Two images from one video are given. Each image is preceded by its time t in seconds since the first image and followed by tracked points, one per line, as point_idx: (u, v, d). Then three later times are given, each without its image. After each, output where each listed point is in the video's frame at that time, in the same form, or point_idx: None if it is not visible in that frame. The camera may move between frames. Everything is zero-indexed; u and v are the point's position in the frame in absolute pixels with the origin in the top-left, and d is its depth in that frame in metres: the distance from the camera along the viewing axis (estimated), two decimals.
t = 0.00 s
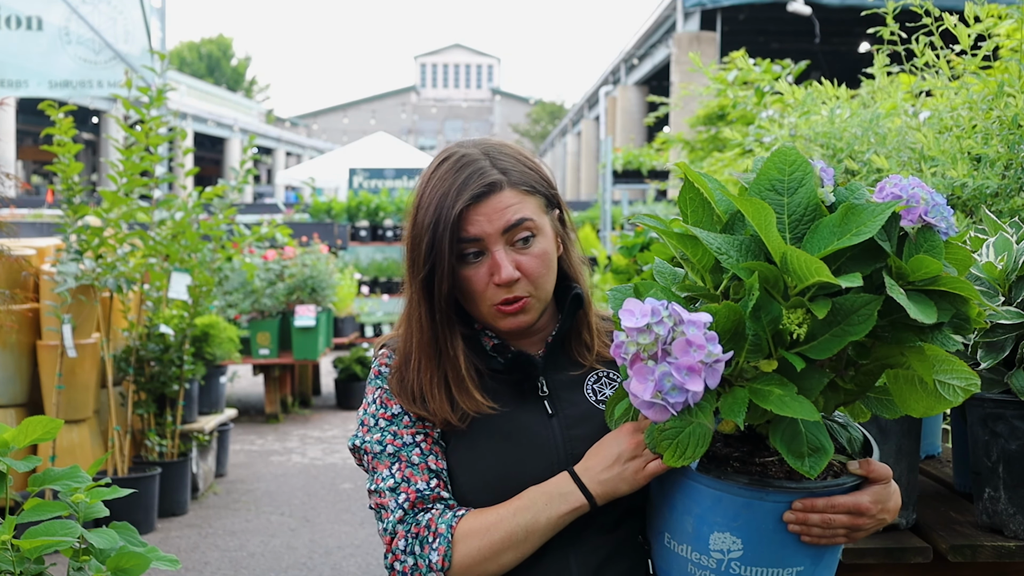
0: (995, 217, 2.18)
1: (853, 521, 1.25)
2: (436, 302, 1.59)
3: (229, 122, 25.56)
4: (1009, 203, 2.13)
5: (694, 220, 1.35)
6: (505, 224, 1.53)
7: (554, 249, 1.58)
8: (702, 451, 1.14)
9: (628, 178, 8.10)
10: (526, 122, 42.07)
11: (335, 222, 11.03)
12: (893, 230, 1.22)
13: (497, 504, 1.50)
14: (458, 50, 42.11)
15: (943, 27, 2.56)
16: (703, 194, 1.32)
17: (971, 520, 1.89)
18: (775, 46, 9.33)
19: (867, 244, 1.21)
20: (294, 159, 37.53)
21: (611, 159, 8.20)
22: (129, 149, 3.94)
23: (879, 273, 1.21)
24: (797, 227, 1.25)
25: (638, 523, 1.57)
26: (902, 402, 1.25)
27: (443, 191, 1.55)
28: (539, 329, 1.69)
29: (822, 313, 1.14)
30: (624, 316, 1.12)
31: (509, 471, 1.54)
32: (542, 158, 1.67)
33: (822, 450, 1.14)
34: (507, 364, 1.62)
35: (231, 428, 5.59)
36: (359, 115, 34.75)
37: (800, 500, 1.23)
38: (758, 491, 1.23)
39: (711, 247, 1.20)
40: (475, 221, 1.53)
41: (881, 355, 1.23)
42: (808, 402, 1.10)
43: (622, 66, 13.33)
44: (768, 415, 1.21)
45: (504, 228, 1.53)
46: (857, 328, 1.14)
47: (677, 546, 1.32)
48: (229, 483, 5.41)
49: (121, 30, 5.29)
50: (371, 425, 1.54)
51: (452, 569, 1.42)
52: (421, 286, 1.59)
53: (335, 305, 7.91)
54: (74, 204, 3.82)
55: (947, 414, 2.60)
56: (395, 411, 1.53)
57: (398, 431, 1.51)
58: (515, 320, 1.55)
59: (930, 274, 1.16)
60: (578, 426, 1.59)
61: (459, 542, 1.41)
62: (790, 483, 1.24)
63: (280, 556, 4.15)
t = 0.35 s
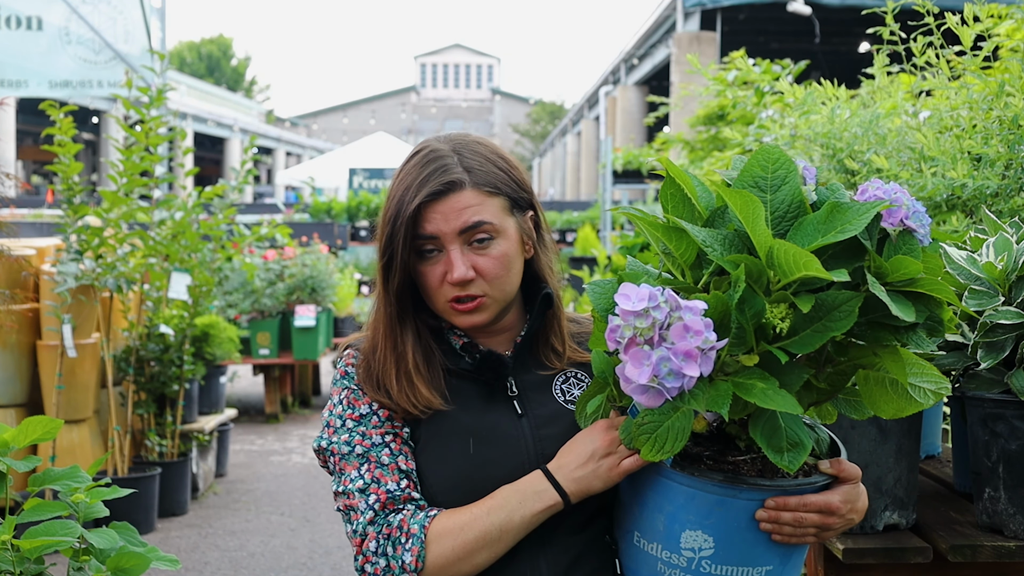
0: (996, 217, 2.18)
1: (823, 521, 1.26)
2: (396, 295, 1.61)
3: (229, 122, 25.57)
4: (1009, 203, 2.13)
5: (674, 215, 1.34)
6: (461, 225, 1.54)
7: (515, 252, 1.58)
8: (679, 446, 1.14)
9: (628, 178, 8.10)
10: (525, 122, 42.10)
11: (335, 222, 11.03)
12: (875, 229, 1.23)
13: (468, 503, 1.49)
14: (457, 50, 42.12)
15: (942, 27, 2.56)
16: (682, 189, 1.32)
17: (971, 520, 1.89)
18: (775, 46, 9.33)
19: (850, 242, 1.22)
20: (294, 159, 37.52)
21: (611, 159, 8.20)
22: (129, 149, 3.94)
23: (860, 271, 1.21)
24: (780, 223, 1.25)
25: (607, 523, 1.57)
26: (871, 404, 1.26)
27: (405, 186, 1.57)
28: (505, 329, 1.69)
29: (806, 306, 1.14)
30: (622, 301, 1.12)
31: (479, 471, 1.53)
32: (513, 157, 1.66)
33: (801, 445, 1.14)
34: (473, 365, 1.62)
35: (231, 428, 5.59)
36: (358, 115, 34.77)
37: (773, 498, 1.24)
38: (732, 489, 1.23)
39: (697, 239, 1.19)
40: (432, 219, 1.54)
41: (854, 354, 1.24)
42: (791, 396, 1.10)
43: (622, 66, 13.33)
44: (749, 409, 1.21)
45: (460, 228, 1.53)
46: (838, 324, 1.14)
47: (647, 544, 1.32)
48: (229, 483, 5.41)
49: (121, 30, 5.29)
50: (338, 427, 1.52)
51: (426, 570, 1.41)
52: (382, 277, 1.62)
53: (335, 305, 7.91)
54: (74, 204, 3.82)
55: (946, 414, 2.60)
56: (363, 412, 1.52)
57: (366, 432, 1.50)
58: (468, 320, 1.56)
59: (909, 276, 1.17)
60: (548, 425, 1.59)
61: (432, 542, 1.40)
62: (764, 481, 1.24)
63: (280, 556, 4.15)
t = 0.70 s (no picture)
0: (996, 217, 2.18)
1: (804, 524, 1.26)
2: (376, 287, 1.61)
3: (229, 122, 25.57)
4: (1009, 203, 2.13)
5: (651, 217, 1.35)
6: (444, 216, 1.55)
7: (496, 246, 1.59)
8: (657, 450, 1.16)
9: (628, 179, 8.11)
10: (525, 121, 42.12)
11: (336, 222, 11.04)
12: (851, 229, 1.23)
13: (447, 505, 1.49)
14: (457, 49, 42.20)
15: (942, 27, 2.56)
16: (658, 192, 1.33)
17: (971, 520, 1.89)
18: (775, 46, 9.34)
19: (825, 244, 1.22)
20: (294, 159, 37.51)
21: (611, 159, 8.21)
22: (129, 149, 3.94)
23: (838, 272, 1.21)
24: (755, 225, 1.25)
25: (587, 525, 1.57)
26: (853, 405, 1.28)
27: (388, 178, 1.58)
28: (483, 329, 1.70)
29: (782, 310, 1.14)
30: (588, 301, 1.12)
31: (456, 473, 1.53)
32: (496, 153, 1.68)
33: (778, 450, 1.14)
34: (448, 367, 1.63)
35: (231, 428, 5.59)
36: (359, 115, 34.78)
37: (753, 501, 1.24)
38: (711, 493, 1.23)
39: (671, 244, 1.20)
40: (414, 209, 1.56)
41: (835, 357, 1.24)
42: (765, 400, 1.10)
43: (623, 66, 13.33)
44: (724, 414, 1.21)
45: (442, 219, 1.55)
46: (815, 326, 1.15)
47: (627, 548, 1.32)
48: (229, 483, 5.41)
49: (121, 30, 5.29)
50: (315, 430, 1.51)
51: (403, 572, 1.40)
52: (362, 270, 1.63)
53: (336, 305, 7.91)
54: (74, 204, 3.82)
55: (946, 414, 2.60)
56: (340, 414, 1.51)
57: (343, 434, 1.49)
58: (447, 314, 1.56)
59: (888, 277, 1.16)
60: (528, 428, 1.59)
61: (409, 546, 1.40)
62: (743, 485, 1.24)
63: (280, 556, 4.15)
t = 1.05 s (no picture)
0: (996, 217, 2.18)
1: (815, 527, 1.25)
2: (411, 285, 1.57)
3: (228, 123, 25.58)
4: (1009, 203, 2.13)
5: (660, 214, 1.35)
6: (481, 204, 1.54)
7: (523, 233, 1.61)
8: (664, 448, 1.16)
9: (628, 178, 8.12)
10: (525, 121, 42.15)
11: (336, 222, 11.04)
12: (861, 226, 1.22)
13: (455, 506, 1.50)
14: (457, 50, 42.23)
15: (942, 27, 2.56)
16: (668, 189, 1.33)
17: (971, 520, 1.89)
18: (775, 46, 9.34)
19: (835, 241, 1.22)
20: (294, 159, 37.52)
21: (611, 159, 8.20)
22: (129, 149, 3.94)
23: (847, 269, 1.21)
24: (764, 222, 1.25)
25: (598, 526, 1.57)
26: (866, 406, 1.27)
27: (417, 172, 1.55)
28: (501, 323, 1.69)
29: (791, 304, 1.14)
30: (600, 289, 1.13)
31: (465, 473, 1.53)
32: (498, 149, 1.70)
33: (787, 448, 1.14)
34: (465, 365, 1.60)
35: (231, 428, 5.59)
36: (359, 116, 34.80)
37: (763, 502, 1.23)
38: (720, 493, 1.23)
39: (681, 239, 1.20)
40: (452, 201, 1.54)
41: (846, 357, 1.23)
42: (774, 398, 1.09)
43: (622, 66, 13.32)
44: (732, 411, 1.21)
45: (480, 207, 1.54)
46: (824, 323, 1.14)
47: (637, 550, 1.32)
48: (229, 484, 5.41)
49: (121, 30, 5.31)
50: (325, 429, 1.53)
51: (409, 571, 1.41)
52: (394, 269, 1.58)
53: (336, 305, 7.90)
54: (74, 204, 3.82)
55: (946, 414, 2.60)
56: (349, 414, 1.53)
57: (352, 434, 1.51)
58: (493, 302, 1.55)
59: (898, 273, 1.16)
60: (536, 429, 1.59)
61: (416, 545, 1.41)
62: (753, 486, 1.24)
63: (280, 556, 4.15)
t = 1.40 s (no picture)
0: (996, 217, 2.18)
1: (834, 525, 1.24)
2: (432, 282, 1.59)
3: (229, 123, 25.58)
4: (1009, 203, 2.13)
5: (673, 213, 1.35)
6: (503, 203, 1.55)
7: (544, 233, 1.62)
8: (679, 449, 1.14)
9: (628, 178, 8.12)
10: (525, 121, 42.17)
11: (335, 222, 11.05)
12: (876, 223, 1.21)
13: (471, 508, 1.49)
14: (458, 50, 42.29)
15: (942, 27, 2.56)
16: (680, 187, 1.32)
17: (971, 520, 1.89)
18: (775, 46, 9.34)
19: (850, 238, 1.21)
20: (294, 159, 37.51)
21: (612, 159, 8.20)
22: (129, 149, 3.94)
23: (861, 267, 1.21)
24: (778, 220, 1.25)
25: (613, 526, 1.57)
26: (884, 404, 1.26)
27: (440, 169, 1.57)
28: (520, 324, 1.70)
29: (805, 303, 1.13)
30: (605, 305, 1.12)
31: (481, 474, 1.53)
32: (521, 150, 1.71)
33: (803, 447, 1.13)
34: (482, 364, 1.61)
35: (231, 428, 5.59)
36: (359, 116, 34.83)
37: (781, 501, 1.23)
38: (737, 493, 1.23)
39: (693, 239, 1.19)
40: (474, 198, 1.55)
41: (863, 355, 1.23)
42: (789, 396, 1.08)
43: (622, 66, 13.32)
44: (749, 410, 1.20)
45: (503, 206, 1.55)
46: (837, 322, 1.14)
47: (655, 550, 1.32)
48: (229, 483, 5.41)
49: (121, 30, 5.32)
50: (342, 431, 1.54)
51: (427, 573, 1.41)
52: (415, 266, 1.60)
53: (335, 305, 7.91)
54: (74, 204, 3.82)
55: (947, 414, 2.60)
56: (367, 416, 1.54)
57: (369, 436, 1.51)
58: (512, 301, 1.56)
59: (913, 270, 1.16)
60: (553, 430, 1.58)
61: (433, 547, 1.41)
62: (771, 485, 1.23)
63: (280, 556, 4.15)
